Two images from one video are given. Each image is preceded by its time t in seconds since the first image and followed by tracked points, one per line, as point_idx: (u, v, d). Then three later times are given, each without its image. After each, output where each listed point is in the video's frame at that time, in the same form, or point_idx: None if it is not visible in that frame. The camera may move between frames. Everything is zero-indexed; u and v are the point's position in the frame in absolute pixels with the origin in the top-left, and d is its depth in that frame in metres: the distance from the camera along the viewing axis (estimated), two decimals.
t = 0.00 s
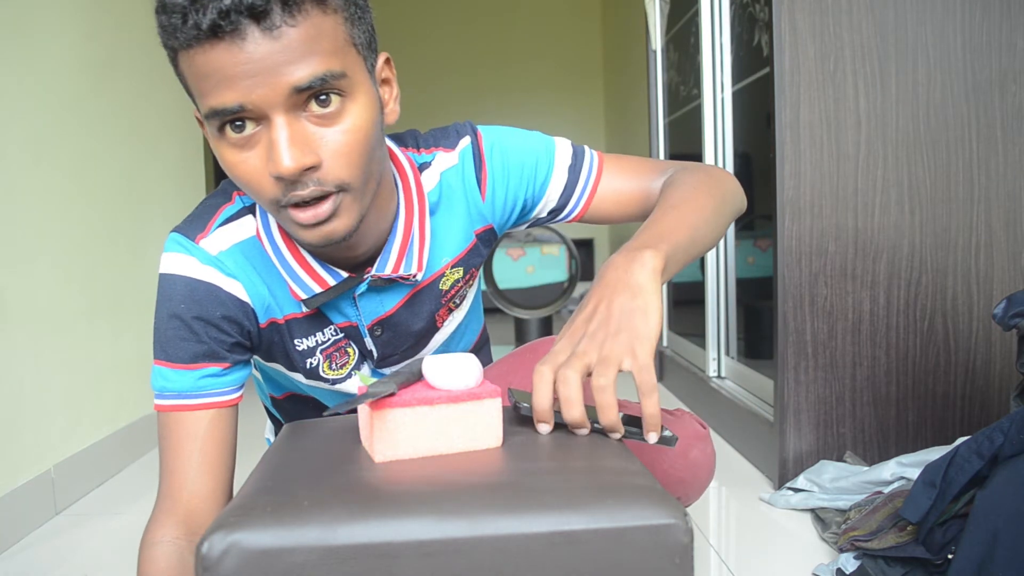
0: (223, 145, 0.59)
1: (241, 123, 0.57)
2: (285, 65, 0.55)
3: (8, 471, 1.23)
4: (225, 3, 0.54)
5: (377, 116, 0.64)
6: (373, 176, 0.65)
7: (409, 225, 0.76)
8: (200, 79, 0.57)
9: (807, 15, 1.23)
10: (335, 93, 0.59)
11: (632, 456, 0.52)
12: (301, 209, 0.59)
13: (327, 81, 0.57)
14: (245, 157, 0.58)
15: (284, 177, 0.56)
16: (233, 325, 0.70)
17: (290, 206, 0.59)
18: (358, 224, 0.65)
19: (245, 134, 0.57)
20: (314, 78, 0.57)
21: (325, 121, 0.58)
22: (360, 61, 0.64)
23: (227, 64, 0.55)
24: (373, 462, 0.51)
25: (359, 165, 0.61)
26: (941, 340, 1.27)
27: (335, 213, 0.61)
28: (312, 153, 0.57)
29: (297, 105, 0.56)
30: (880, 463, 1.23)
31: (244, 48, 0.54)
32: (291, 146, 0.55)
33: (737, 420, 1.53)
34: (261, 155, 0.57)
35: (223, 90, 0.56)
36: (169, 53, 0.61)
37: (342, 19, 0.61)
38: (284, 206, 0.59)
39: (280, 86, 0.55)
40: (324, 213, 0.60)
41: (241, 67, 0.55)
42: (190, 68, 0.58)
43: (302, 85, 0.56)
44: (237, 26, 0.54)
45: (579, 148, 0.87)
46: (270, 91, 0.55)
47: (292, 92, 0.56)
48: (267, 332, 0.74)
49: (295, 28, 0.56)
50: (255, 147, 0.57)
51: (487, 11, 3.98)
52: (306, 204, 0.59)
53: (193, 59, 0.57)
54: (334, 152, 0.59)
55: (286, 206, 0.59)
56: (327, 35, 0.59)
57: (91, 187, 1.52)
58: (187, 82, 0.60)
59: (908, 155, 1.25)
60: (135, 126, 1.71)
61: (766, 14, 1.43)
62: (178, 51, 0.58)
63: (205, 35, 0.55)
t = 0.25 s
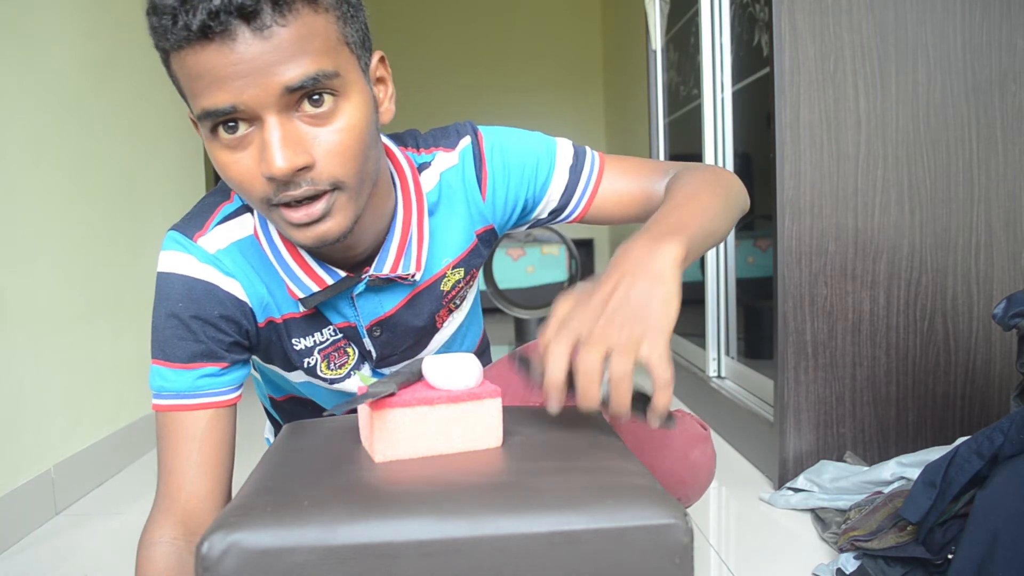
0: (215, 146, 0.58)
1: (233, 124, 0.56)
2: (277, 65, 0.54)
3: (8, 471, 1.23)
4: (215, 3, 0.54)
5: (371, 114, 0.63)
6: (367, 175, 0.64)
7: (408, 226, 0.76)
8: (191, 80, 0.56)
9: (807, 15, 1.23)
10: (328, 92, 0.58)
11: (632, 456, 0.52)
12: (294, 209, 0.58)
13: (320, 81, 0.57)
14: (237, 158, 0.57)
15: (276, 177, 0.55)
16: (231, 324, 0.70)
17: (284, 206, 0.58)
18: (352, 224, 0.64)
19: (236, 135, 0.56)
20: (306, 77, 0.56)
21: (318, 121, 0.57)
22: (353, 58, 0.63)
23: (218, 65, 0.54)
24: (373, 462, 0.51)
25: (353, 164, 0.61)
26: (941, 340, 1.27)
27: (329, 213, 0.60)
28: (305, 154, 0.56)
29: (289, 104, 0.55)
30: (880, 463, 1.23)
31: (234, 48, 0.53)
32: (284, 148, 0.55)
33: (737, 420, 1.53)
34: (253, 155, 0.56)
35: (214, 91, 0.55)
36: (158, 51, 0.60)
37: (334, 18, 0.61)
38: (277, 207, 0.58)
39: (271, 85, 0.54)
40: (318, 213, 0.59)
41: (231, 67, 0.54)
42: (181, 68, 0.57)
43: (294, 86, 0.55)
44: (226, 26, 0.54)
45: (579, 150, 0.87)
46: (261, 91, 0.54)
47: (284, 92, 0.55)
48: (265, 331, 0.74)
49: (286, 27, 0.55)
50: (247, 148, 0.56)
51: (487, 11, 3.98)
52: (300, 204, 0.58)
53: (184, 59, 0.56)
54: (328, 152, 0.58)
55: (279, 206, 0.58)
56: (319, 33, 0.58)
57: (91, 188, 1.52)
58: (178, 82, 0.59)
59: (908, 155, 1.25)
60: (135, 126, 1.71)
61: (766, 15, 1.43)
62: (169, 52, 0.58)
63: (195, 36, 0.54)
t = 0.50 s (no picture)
0: (216, 193, 0.58)
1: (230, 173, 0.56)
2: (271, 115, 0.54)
3: (8, 471, 1.23)
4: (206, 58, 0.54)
5: (373, 152, 0.63)
6: (371, 211, 0.64)
7: (412, 230, 0.75)
8: (188, 131, 0.57)
9: (807, 15, 1.22)
10: (326, 136, 0.57)
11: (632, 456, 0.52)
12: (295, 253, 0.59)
13: (315, 126, 0.56)
14: (237, 205, 0.57)
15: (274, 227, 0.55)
16: (236, 325, 0.71)
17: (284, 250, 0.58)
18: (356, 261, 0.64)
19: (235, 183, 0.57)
20: (302, 124, 0.55)
21: (316, 166, 0.57)
22: (354, 97, 0.62)
23: (212, 117, 0.54)
24: (373, 462, 0.51)
25: (355, 204, 0.60)
26: (941, 340, 1.27)
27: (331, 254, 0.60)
28: (303, 201, 0.56)
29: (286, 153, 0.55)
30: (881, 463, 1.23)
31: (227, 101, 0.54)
32: (282, 196, 0.55)
33: (737, 420, 1.53)
34: (251, 203, 0.56)
35: (210, 142, 0.55)
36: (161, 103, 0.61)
37: (332, 58, 0.60)
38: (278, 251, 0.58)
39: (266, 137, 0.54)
40: (318, 256, 0.59)
41: (225, 119, 0.54)
42: (178, 119, 0.57)
43: (289, 133, 0.55)
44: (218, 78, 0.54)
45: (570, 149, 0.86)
46: (255, 142, 0.54)
47: (279, 140, 0.54)
48: (270, 333, 0.75)
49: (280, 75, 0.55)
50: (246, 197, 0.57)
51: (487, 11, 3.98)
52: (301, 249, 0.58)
53: (180, 111, 0.56)
54: (327, 197, 0.58)
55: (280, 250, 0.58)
56: (315, 77, 0.57)
57: (91, 187, 1.52)
58: (179, 133, 0.60)
59: (908, 155, 1.25)
60: (135, 126, 1.71)
61: (766, 14, 1.43)
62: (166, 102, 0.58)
63: (188, 89, 0.55)
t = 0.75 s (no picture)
0: (205, 206, 0.60)
1: (219, 184, 0.57)
2: (256, 128, 0.55)
3: (8, 471, 1.23)
4: (189, 72, 0.55)
5: (363, 164, 0.63)
6: (361, 224, 0.64)
7: (405, 238, 0.75)
8: (175, 146, 0.58)
9: (808, 15, 1.22)
10: (313, 149, 0.58)
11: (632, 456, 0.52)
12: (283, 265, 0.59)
13: (301, 141, 0.57)
14: (225, 217, 0.59)
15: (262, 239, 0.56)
16: (230, 325, 0.72)
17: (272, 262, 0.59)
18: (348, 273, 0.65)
19: (223, 195, 0.58)
20: (287, 137, 0.56)
21: (302, 179, 0.58)
22: (343, 110, 0.63)
23: (198, 131, 0.55)
24: (373, 462, 0.51)
25: (343, 217, 0.61)
26: (941, 340, 1.27)
27: (319, 266, 0.61)
28: (290, 214, 0.57)
29: (271, 165, 0.56)
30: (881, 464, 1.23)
31: (211, 115, 0.55)
32: (266, 210, 0.55)
33: (737, 420, 1.53)
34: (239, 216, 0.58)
35: (197, 156, 0.56)
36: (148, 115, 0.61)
37: (320, 72, 0.61)
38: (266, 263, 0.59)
39: (251, 150, 0.55)
40: (307, 268, 0.60)
41: (210, 133, 0.55)
42: (165, 133, 0.58)
43: (274, 145, 0.56)
44: (203, 93, 0.55)
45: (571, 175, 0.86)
46: (241, 155, 0.55)
47: (264, 153, 0.56)
48: (264, 333, 0.75)
49: (265, 89, 0.56)
50: (234, 208, 0.58)
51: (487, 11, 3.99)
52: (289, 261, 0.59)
53: (167, 126, 0.57)
54: (314, 209, 0.58)
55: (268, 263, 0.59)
56: (301, 91, 0.58)
57: (91, 187, 1.52)
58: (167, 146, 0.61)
59: (909, 156, 1.25)
60: (135, 126, 1.71)
61: (766, 14, 1.43)
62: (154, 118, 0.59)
63: (172, 104, 0.56)
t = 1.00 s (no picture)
0: (212, 207, 0.60)
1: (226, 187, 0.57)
2: (264, 132, 0.55)
3: (8, 471, 1.23)
4: (196, 75, 0.55)
5: (369, 164, 0.64)
6: (368, 224, 0.65)
7: (409, 239, 0.75)
8: (182, 148, 0.58)
9: (808, 15, 1.22)
10: (320, 151, 0.59)
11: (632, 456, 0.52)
12: (291, 266, 0.60)
13: (308, 142, 0.57)
14: (232, 219, 0.59)
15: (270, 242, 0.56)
16: (236, 326, 0.72)
17: (280, 263, 0.59)
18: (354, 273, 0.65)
19: (230, 197, 0.58)
20: (295, 140, 0.56)
21: (311, 181, 0.58)
22: (349, 111, 0.63)
23: (205, 134, 0.56)
24: (373, 462, 0.51)
25: (350, 217, 0.61)
26: (941, 340, 1.27)
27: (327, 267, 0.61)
28: (299, 216, 0.57)
29: (279, 168, 0.56)
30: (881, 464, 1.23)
31: (219, 118, 0.55)
32: (275, 212, 0.56)
33: (737, 420, 1.53)
34: (247, 218, 0.58)
35: (204, 159, 0.56)
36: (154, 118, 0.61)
37: (325, 73, 0.61)
38: (274, 265, 0.60)
39: (259, 153, 0.55)
40: (315, 269, 0.61)
41: (218, 137, 0.55)
42: (171, 136, 0.58)
43: (283, 148, 0.56)
44: (210, 97, 0.55)
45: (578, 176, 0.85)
46: (249, 159, 0.55)
47: (272, 156, 0.56)
48: (268, 335, 0.75)
49: (272, 92, 0.56)
50: (241, 211, 0.58)
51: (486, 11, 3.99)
52: (297, 262, 0.60)
53: (173, 129, 0.57)
54: (323, 211, 0.59)
55: (276, 264, 0.60)
56: (308, 94, 0.58)
57: (91, 187, 1.52)
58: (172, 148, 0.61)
59: (909, 156, 1.25)
60: (135, 127, 1.71)
61: (766, 14, 1.43)
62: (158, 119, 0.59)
63: (179, 108, 0.56)
